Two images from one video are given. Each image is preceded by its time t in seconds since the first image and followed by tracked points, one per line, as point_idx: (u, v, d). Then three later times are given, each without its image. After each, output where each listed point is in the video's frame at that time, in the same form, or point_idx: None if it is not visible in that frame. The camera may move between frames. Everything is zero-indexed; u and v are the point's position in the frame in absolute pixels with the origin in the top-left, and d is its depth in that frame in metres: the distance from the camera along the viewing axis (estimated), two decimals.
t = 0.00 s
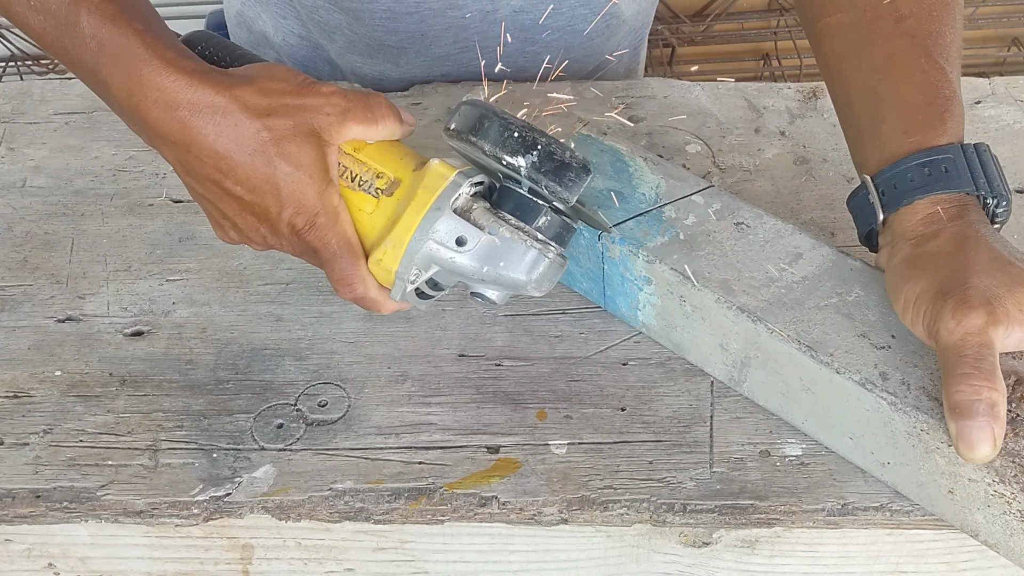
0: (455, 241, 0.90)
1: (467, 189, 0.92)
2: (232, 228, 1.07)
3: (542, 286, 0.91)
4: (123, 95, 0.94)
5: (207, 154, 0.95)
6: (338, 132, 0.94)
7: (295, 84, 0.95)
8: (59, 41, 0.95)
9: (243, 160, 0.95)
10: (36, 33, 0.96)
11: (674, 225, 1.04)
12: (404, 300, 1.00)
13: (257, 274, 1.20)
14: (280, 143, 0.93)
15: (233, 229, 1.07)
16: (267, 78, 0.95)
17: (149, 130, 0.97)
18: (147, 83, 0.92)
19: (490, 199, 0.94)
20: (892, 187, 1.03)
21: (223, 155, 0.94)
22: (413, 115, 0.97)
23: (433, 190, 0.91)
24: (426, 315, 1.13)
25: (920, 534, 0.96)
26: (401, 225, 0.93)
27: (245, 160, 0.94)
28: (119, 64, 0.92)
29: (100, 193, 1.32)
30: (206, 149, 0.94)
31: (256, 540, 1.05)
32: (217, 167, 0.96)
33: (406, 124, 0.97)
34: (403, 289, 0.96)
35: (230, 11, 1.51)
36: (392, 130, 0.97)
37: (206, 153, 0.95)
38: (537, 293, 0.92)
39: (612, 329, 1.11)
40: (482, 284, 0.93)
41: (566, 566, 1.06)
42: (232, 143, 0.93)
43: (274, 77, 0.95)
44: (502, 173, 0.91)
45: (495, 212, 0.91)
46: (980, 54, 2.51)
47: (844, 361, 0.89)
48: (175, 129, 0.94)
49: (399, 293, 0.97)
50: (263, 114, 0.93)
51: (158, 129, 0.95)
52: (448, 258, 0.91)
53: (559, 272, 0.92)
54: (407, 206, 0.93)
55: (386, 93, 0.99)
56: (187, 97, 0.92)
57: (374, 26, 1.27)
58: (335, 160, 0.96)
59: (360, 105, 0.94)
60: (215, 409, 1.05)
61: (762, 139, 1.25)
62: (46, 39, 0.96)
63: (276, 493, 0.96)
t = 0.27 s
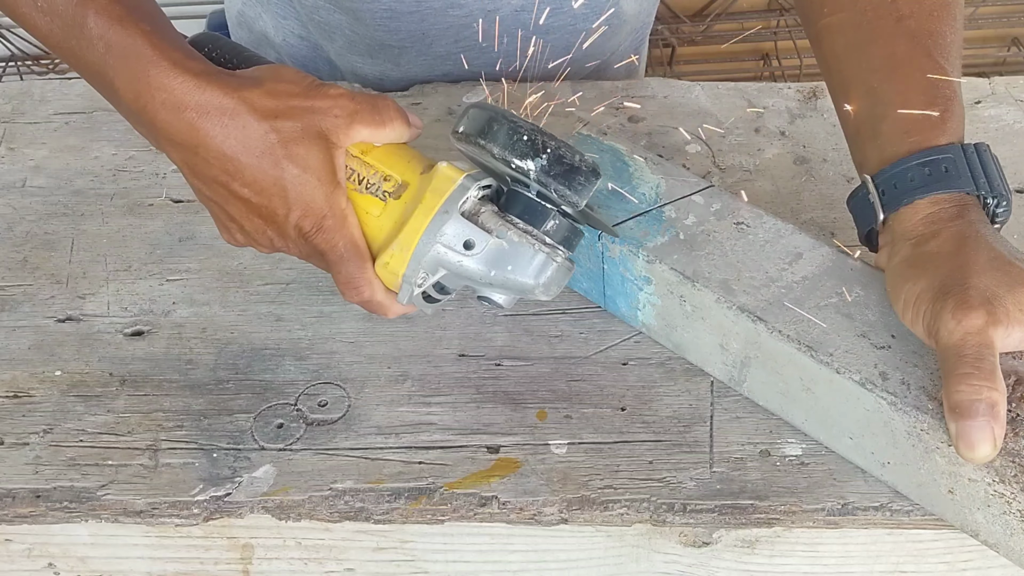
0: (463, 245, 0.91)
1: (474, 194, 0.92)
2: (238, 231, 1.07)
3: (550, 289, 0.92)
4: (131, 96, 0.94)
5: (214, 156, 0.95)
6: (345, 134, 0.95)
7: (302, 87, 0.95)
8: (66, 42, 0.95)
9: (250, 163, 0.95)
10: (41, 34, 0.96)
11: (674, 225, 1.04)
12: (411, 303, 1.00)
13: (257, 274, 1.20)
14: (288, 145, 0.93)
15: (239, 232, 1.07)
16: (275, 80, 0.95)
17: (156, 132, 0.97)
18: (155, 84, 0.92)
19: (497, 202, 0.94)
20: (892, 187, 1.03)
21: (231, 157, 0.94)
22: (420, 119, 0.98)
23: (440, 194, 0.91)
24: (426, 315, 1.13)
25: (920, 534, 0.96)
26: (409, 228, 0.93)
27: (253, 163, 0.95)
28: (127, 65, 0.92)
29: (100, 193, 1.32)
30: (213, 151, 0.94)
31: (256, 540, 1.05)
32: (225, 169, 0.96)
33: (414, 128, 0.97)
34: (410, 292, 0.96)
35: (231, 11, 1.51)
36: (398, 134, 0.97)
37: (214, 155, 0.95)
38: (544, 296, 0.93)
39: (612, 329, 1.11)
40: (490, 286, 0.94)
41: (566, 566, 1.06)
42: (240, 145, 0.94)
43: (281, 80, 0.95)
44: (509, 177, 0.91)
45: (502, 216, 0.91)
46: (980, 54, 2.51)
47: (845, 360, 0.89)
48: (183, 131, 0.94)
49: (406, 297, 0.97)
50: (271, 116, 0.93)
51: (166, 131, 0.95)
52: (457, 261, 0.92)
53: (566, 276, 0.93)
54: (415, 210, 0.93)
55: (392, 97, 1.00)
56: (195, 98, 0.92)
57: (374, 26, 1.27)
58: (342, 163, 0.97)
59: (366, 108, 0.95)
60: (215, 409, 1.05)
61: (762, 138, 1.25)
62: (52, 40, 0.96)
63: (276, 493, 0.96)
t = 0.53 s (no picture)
0: (467, 246, 0.91)
1: (479, 196, 0.92)
2: (242, 233, 1.07)
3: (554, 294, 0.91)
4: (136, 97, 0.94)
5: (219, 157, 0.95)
6: (349, 135, 0.95)
7: (307, 89, 0.96)
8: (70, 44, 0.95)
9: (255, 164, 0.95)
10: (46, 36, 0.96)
11: (674, 225, 1.04)
12: (414, 306, 1.00)
13: (257, 274, 1.20)
14: (292, 146, 0.93)
15: (243, 234, 1.07)
16: (280, 82, 0.95)
17: (161, 133, 0.97)
18: (159, 84, 0.92)
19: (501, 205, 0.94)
20: (892, 187, 1.02)
21: (236, 158, 0.94)
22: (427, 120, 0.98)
23: (445, 196, 0.92)
24: (426, 315, 1.13)
25: (920, 534, 0.96)
26: (414, 230, 0.93)
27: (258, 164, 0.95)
28: (132, 66, 0.92)
29: (100, 193, 1.32)
30: (218, 152, 0.94)
31: (256, 540, 1.05)
32: (229, 170, 0.96)
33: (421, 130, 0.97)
34: (414, 294, 0.96)
35: (231, 12, 1.51)
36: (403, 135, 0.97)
37: (218, 156, 0.95)
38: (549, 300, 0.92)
39: (612, 329, 1.11)
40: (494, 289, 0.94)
41: (566, 565, 1.06)
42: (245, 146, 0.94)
43: (286, 81, 0.96)
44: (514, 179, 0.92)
45: (507, 218, 0.91)
46: (981, 54, 2.50)
47: (845, 360, 0.89)
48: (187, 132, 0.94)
49: (410, 299, 0.97)
50: (275, 117, 0.93)
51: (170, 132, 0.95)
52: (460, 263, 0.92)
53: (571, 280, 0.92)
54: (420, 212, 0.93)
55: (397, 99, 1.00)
56: (200, 99, 0.92)
57: (374, 26, 1.27)
58: (347, 165, 0.97)
59: (371, 109, 0.95)
60: (215, 409, 1.05)
61: (763, 138, 1.25)
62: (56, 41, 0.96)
63: (276, 493, 0.96)
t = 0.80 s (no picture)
0: (466, 244, 0.91)
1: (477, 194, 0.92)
2: (241, 231, 1.07)
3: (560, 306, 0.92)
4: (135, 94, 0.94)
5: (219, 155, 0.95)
6: (348, 134, 0.95)
7: (306, 87, 0.96)
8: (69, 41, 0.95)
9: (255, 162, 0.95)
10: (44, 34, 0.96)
11: (674, 225, 1.04)
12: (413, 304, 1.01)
13: (257, 273, 1.20)
14: (291, 144, 0.93)
15: (241, 232, 1.07)
16: (279, 80, 0.95)
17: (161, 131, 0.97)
18: (158, 81, 0.92)
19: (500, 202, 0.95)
20: (893, 187, 1.02)
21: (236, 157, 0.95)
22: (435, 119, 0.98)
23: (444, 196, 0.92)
24: (426, 315, 1.13)
25: (920, 534, 0.95)
26: (412, 229, 0.93)
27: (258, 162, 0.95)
28: (133, 63, 0.92)
29: (100, 193, 1.32)
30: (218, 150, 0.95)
31: (256, 540, 1.05)
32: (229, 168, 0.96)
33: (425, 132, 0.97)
34: (413, 292, 0.96)
35: (231, 11, 1.51)
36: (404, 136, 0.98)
37: (217, 154, 0.95)
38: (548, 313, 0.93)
39: (612, 329, 1.11)
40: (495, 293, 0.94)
41: (566, 565, 1.06)
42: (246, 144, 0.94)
43: (286, 80, 0.96)
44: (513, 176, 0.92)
45: (505, 216, 0.91)
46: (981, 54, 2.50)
47: (845, 360, 0.89)
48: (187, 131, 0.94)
49: (408, 297, 0.97)
50: (274, 115, 0.93)
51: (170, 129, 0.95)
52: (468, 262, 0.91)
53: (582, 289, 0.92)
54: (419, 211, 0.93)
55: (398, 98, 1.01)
56: (200, 97, 0.92)
57: (374, 25, 1.27)
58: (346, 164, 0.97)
59: (370, 108, 0.95)
60: (215, 409, 1.05)
61: (763, 138, 1.25)
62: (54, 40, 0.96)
63: (276, 493, 0.96)
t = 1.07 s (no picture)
0: (468, 244, 0.91)
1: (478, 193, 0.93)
2: (241, 231, 1.07)
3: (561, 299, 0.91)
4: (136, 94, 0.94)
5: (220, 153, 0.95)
6: (349, 134, 0.95)
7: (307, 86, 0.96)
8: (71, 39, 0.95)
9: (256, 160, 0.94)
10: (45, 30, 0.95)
11: (674, 225, 1.04)
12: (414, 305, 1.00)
13: (257, 273, 1.20)
14: (293, 144, 0.93)
15: (241, 232, 1.07)
16: (280, 79, 0.95)
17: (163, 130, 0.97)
18: (160, 82, 0.92)
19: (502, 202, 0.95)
20: (893, 186, 1.02)
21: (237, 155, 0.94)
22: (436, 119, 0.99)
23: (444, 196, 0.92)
24: (426, 315, 1.13)
25: (919, 534, 0.96)
26: (413, 229, 0.93)
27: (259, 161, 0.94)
28: (133, 63, 0.92)
29: (100, 193, 1.32)
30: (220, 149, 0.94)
31: (257, 540, 1.05)
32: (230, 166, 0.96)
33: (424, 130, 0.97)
34: (414, 293, 0.96)
35: (231, 11, 1.51)
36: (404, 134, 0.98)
37: (218, 153, 0.95)
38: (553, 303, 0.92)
39: (612, 329, 1.11)
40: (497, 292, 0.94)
41: (566, 565, 1.06)
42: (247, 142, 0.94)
43: (287, 79, 0.96)
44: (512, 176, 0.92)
45: (507, 216, 0.92)
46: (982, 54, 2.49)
47: (845, 360, 0.89)
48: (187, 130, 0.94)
49: (410, 297, 0.97)
50: (275, 114, 0.93)
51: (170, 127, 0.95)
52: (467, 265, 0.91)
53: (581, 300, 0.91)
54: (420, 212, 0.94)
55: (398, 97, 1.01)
56: (201, 97, 0.92)
57: (374, 25, 1.27)
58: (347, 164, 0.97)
59: (372, 108, 0.96)
60: (215, 409, 1.05)
61: (763, 138, 1.25)
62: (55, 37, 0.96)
63: (276, 493, 0.96)
